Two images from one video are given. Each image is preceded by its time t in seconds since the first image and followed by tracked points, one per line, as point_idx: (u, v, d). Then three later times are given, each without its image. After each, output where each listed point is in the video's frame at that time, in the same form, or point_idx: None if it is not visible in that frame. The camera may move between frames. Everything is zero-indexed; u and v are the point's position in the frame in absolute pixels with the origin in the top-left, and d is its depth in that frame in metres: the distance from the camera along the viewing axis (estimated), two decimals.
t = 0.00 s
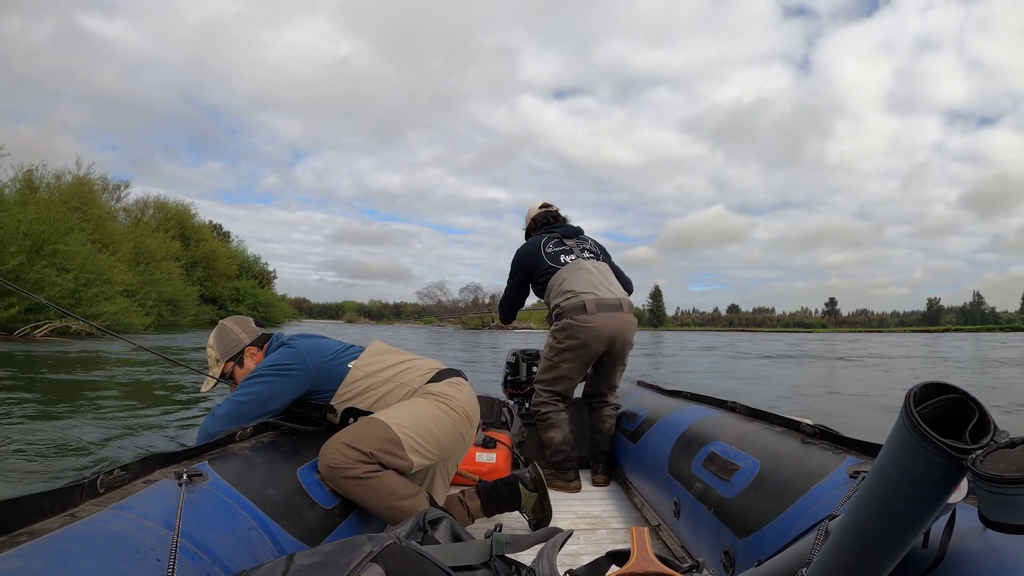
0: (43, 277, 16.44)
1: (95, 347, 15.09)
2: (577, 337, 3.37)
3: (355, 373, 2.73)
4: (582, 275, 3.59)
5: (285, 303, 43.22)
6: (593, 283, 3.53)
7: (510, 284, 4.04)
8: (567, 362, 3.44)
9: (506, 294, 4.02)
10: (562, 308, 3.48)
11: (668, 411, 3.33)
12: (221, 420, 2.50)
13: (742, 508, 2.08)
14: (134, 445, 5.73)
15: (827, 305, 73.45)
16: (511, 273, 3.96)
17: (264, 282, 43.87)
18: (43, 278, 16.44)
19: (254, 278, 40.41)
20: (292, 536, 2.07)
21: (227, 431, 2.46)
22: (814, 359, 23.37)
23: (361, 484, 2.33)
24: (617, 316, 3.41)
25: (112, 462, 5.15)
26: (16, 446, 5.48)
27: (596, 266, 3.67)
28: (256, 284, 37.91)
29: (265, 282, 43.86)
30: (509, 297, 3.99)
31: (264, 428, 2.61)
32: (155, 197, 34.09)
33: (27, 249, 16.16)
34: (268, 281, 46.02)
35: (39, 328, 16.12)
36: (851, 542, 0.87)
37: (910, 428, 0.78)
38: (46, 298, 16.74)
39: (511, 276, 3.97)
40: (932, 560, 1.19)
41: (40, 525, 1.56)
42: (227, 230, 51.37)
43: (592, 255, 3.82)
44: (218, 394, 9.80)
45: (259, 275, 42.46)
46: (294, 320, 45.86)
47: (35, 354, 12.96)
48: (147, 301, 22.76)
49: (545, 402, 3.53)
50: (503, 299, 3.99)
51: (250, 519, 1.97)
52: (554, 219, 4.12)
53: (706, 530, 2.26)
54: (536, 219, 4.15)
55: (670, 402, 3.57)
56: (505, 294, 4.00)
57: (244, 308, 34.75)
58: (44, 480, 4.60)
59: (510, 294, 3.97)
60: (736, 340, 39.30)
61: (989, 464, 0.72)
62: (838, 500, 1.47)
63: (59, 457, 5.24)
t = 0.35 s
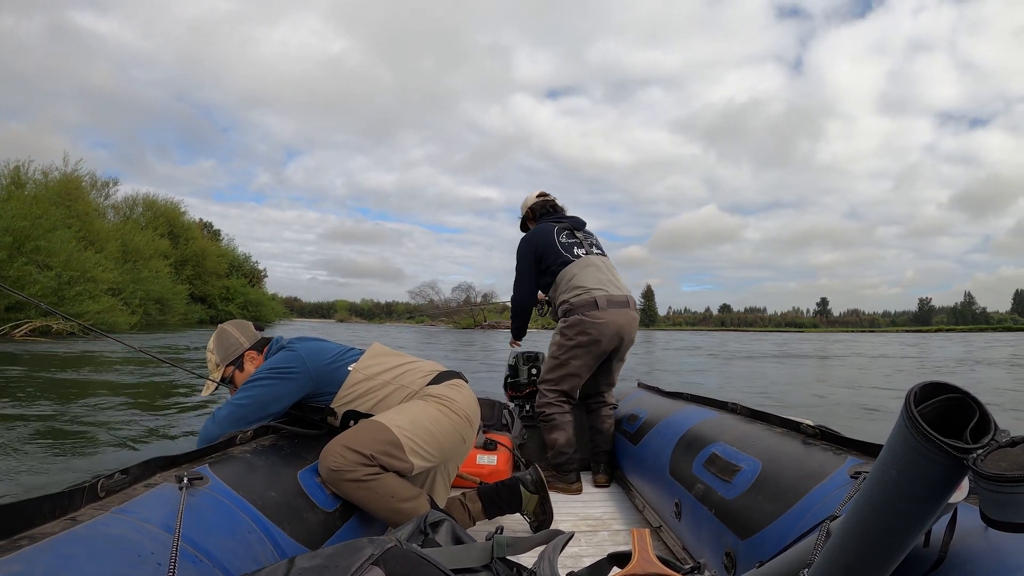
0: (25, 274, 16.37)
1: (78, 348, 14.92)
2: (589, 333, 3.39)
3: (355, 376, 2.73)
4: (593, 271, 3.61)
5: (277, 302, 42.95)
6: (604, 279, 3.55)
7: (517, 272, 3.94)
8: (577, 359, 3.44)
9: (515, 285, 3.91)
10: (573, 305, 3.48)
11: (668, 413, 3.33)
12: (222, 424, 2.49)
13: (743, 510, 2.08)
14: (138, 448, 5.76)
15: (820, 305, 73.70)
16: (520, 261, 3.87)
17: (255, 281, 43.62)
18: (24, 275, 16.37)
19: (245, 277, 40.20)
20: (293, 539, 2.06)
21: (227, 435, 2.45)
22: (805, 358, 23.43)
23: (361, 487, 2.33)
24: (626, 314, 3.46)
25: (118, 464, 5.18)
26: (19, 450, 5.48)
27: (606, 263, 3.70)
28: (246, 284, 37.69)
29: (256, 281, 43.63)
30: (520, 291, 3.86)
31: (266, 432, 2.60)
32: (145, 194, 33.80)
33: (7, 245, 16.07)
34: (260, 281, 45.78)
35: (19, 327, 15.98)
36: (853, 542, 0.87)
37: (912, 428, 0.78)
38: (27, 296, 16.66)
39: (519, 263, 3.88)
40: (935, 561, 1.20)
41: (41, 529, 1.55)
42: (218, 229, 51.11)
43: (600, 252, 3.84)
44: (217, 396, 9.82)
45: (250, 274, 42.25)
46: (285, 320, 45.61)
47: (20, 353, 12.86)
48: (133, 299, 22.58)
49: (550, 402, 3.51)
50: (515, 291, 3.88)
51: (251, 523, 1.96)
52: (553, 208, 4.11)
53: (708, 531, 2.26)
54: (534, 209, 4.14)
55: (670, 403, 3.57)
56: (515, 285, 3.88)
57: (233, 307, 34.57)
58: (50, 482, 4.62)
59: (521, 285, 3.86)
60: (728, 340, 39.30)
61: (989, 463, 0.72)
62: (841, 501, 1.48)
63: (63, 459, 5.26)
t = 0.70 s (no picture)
0: (5, 271, 16.23)
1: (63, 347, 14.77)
2: (589, 332, 3.40)
3: (354, 378, 2.73)
4: (589, 270, 3.61)
5: (268, 302, 42.74)
6: (601, 278, 3.56)
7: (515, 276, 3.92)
8: (579, 358, 3.44)
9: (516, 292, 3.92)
10: (572, 304, 3.48)
11: (667, 414, 3.34)
12: (222, 427, 2.49)
13: (743, 508, 2.09)
14: (144, 450, 5.79)
15: (812, 304, 74.07)
16: (517, 268, 3.88)
17: (246, 281, 43.39)
18: (4, 272, 16.23)
19: (236, 277, 39.97)
20: (292, 542, 2.05)
21: (227, 438, 2.44)
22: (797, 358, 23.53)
23: (361, 489, 2.32)
24: (624, 311, 3.48)
25: (124, 466, 5.22)
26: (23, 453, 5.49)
27: (603, 261, 3.71)
28: (237, 284, 37.46)
29: (246, 281, 43.39)
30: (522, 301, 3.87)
31: (265, 435, 2.59)
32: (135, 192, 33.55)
33: None
34: (251, 281, 45.58)
35: None
36: (852, 538, 0.88)
37: (909, 424, 0.78)
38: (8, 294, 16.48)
39: (517, 269, 3.89)
40: (934, 557, 1.21)
41: (40, 533, 1.54)
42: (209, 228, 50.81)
43: (596, 249, 3.84)
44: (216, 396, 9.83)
45: (241, 274, 42.02)
46: (277, 320, 45.37)
47: (8, 354, 12.75)
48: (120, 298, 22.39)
49: (552, 403, 3.51)
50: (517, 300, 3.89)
51: (250, 527, 1.94)
52: (546, 208, 4.09)
53: (708, 530, 2.27)
54: (528, 208, 4.12)
55: (669, 404, 3.58)
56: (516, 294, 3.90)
57: (222, 307, 34.38)
58: (59, 484, 4.65)
59: (520, 290, 3.86)
60: (721, 340, 39.37)
61: (988, 459, 0.73)
62: (842, 500, 1.48)
63: (69, 462, 5.29)
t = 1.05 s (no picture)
0: None
1: (51, 348, 14.78)
2: (584, 328, 3.41)
3: (357, 380, 2.73)
4: (587, 265, 3.61)
5: (260, 302, 42.70)
6: (598, 274, 3.57)
7: (518, 243, 3.66)
8: (573, 355, 3.45)
9: (517, 256, 3.63)
10: (566, 299, 3.49)
11: (669, 417, 3.34)
12: (223, 428, 2.48)
13: (746, 512, 2.09)
14: (146, 450, 5.83)
15: (807, 305, 74.24)
16: (522, 235, 3.65)
17: (238, 281, 43.39)
18: None
19: (227, 277, 40.01)
20: (295, 543, 2.05)
21: (229, 439, 2.43)
22: (788, 357, 23.62)
23: (364, 491, 2.32)
24: (616, 308, 3.51)
25: (129, 466, 5.26)
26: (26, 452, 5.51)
27: (600, 257, 3.71)
28: (229, 283, 37.46)
29: (238, 281, 43.39)
30: (527, 261, 3.57)
31: (268, 436, 2.59)
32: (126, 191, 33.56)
33: None
34: (243, 280, 45.57)
35: None
36: (856, 544, 0.87)
37: (913, 429, 0.78)
38: None
39: (520, 237, 3.66)
40: (939, 562, 1.20)
41: (42, 533, 1.54)
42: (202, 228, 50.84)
43: (596, 245, 3.84)
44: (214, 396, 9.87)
45: (233, 273, 42.03)
46: (271, 320, 45.40)
47: None
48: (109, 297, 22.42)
49: (552, 405, 3.50)
50: (520, 260, 3.59)
51: (253, 528, 1.94)
52: (558, 194, 3.97)
53: (711, 534, 2.26)
54: (541, 189, 3.97)
55: (671, 407, 3.58)
56: (519, 255, 3.60)
57: (213, 307, 34.37)
58: (64, 483, 4.68)
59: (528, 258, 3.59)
60: (714, 340, 39.42)
61: (993, 464, 0.73)
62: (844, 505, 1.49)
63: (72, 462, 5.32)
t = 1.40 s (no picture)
0: None
1: (43, 346, 14.73)
2: (587, 323, 3.43)
3: (359, 377, 2.73)
4: (592, 261, 3.60)
5: (255, 302, 42.68)
6: (602, 270, 3.58)
7: (528, 227, 3.58)
8: (574, 349, 3.44)
9: (526, 243, 3.57)
10: (567, 293, 3.49)
11: (671, 414, 3.34)
12: (226, 426, 2.49)
13: (748, 509, 2.09)
14: (149, 447, 5.83)
15: (801, 304, 74.35)
16: (532, 221, 3.58)
17: (232, 280, 43.36)
18: None
19: (222, 276, 40.00)
20: (297, 540, 2.05)
21: (231, 437, 2.43)
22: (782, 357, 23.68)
23: (365, 488, 2.32)
24: (617, 306, 3.54)
25: (132, 463, 5.25)
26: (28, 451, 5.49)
27: (602, 252, 3.71)
28: (224, 283, 37.44)
29: (232, 280, 43.36)
30: (536, 251, 3.52)
31: (270, 433, 2.59)
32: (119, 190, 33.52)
33: None
34: (238, 279, 45.55)
35: None
36: (858, 541, 0.87)
37: (915, 426, 0.79)
38: None
39: (530, 225, 3.58)
40: (939, 558, 1.20)
41: (44, 531, 1.54)
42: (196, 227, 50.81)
43: (600, 240, 3.84)
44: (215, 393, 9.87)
45: (227, 272, 41.96)
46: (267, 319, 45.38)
47: None
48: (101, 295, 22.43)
49: (554, 403, 3.48)
50: (528, 250, 3.54)
51: (255, 525, 1.94)
52: (566, 177, 3.93)
53: (713, 532, 2.26)
54: (550, 171, 3.93)
55: (674, 404, 3.58)
56: (527, 244, 3.55)
57: (207, 306, 34.35)
58: (68, 481, 4.67)
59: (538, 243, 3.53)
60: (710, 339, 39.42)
61: (993, 460, 0.73)
62: (847, 500, 1.49)
63: (75, 459, 5.31)
